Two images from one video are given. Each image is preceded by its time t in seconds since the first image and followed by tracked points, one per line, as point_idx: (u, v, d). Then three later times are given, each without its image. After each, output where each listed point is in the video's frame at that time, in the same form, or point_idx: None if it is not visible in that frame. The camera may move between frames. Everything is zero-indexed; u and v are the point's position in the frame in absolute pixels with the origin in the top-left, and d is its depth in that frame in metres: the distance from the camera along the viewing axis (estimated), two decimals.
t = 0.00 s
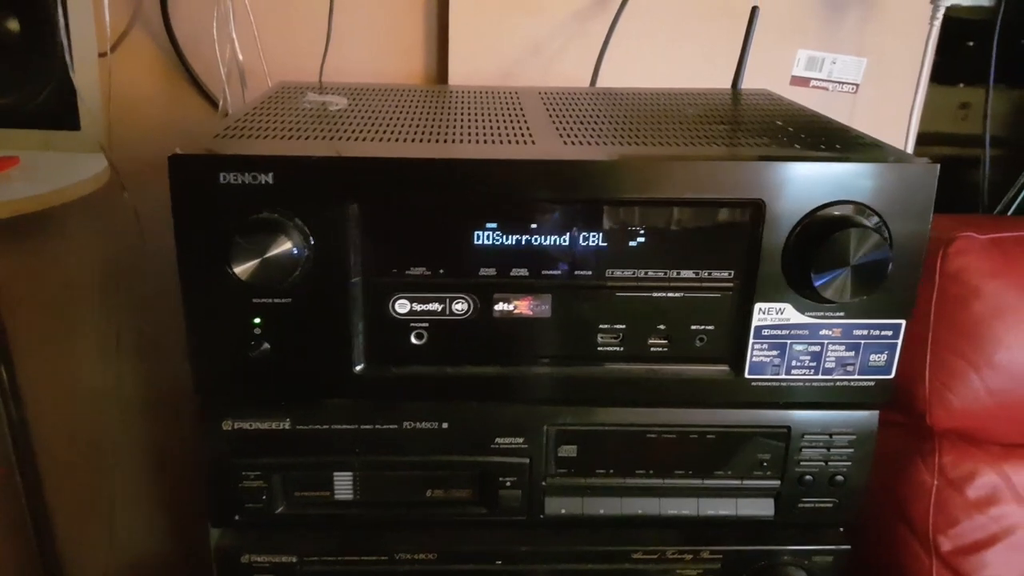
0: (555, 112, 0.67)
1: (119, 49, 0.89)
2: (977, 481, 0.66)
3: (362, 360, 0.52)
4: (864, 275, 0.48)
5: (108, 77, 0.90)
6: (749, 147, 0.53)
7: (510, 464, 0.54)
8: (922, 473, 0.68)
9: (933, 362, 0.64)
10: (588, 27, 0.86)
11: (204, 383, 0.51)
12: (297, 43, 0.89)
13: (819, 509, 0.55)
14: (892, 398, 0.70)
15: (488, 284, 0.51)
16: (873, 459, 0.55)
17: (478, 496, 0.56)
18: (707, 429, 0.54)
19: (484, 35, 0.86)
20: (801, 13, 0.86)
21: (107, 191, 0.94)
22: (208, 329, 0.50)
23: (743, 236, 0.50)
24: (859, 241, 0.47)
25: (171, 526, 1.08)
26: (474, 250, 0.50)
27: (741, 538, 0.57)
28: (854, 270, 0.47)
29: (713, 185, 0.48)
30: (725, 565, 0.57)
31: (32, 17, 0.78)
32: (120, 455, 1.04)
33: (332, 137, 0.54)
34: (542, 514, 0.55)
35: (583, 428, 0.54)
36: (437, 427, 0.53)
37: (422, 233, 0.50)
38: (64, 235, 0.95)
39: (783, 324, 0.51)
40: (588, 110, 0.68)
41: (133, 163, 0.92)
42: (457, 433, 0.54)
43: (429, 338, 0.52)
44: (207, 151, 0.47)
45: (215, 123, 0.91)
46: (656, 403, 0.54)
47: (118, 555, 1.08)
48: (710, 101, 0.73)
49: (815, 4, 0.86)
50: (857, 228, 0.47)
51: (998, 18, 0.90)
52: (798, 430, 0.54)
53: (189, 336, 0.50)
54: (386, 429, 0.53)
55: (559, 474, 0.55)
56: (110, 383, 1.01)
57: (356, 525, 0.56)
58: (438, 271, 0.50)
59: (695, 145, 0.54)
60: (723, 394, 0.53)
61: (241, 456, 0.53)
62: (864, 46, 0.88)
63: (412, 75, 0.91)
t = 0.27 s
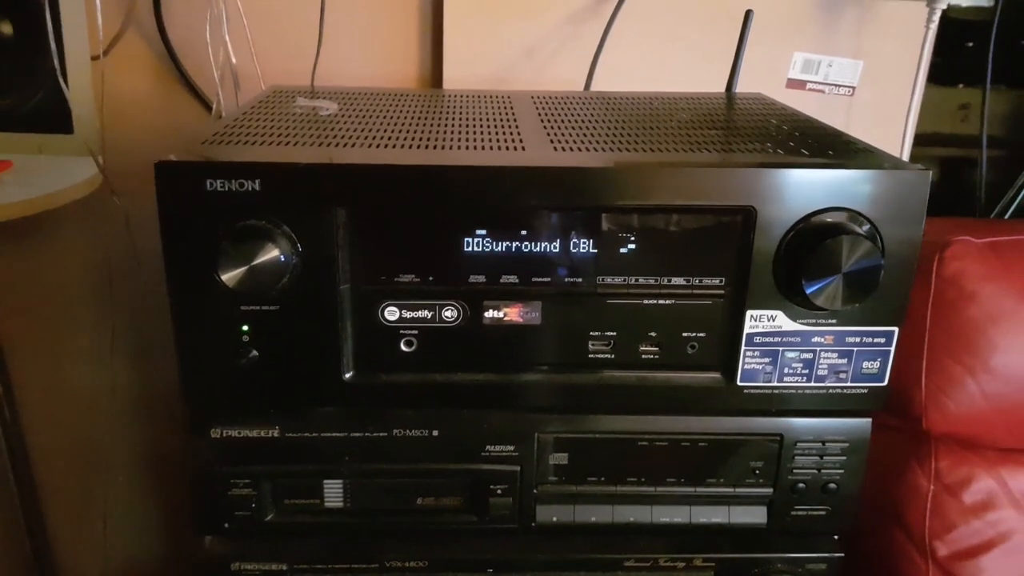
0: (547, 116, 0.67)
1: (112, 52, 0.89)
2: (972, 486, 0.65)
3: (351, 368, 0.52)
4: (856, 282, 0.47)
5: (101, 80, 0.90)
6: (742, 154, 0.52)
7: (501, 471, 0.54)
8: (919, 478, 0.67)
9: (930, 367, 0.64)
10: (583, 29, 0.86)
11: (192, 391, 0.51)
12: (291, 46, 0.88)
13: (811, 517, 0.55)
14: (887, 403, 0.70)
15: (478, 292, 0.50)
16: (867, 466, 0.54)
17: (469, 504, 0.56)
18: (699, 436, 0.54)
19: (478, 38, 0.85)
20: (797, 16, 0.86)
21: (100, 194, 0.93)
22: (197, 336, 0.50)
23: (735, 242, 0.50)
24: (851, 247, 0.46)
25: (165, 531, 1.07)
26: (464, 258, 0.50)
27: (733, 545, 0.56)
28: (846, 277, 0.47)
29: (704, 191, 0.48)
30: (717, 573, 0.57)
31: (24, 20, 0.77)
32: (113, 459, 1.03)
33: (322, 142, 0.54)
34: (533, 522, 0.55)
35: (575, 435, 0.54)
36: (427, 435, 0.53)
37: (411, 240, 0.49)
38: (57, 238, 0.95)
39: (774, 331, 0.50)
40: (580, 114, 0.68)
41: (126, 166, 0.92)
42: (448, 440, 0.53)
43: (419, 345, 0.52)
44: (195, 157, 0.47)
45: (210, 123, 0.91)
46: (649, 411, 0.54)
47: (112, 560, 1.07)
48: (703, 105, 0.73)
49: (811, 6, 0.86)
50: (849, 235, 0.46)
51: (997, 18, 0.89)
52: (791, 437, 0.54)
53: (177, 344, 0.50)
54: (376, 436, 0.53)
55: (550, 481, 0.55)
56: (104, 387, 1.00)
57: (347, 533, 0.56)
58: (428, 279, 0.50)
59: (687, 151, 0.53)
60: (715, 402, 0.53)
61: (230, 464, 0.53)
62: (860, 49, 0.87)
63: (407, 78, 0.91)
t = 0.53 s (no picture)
0: (548, 118, 0.67)
1: (112, 54, 0.89)
2: (973, 488, 0.65)
3: (352, 371, 0.52)
4: (857, 285, 0.47)
5: (101, 82, 0.90)
6: (742, 157, 0.52)
7: (502, 475, 0.54)
8: (919, 480, 0.67)
9: (931, 369, 0.64)
10: (584, 30, 0.86)
11: (193, 394, 0.51)
12: (291, 47, 0.88)
13: (813, 520, 0.55)
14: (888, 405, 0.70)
15: (479, 295, 0.50)
16: (867, 469, 0.54)
17: (469, 507, 0.56)
18: (700, 440, 0.54)
19: (479, 39, 0.85)
20: (797, 17, 0.86)
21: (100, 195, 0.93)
22: (197, 340, 0.50)
23: (735, 246, 0.50)
24: (852, 251, 0.46)
25: (166, 532, 1.07)
26: (464, 261, 0.50)
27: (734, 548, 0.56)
28: (847, 280, 0.47)
29: (705, 194, 0.48)
30: None
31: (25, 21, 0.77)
32: (114, 461, 1.03)
33: (323, 145, 0.54)
34: (534, 525, 0.55)
35: (575, 438, 0.54)
36: (428, 438, 0.53)
37: (412, 243, 0.49)
38: (57, 239, 0.95)
39: (775, 334, 0.50)
40: (580, 117, 0.68)
41: (127, 167, 0.92)
42: (448, 443, 0.53)
43: (420, 348, 0.51)
44: (195, 161, 0.47)
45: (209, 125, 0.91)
46: (649, 414, 0.54)
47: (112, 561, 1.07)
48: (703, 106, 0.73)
49: (811, 7, 0.86)
50: (850, 238, 0.46)
51: (998, 17, 0.88)
52: (792, 440, 0.54)
53: (177, 347, 0.50)
54: (377, 439, 0.53)
55: (551, 484, 0.55)
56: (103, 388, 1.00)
57: (348, 536, 0.56)
58: (429, 282, 0.50)
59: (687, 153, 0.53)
60: (716, 405, 0.53)
61: (231, 467, 0.53)
62: (861, 50, 0.87)
63: (407, 80, 0.91)
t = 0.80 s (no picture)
0: (550, 119, 0.67)
1: (114, 54, 0.89)
2: (975, 489, 0.65)
3: (355, 372, 0.52)
4: (861, 286, 0.47)
5: (103, 83, 0.90)
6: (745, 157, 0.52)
7: (505, 476, 0.54)
8: (922, 480, 0.67)
9: (933, 370, 0.63)
10: (585, 30, 0.86)
11: (196, 395, 0.51)
12: (293, 48, 0.88)
13: (816, 521, 0.55)
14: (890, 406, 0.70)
15: (482, 296, 0.50)
16: (870, 470, 0.54)
17: (472, 508, 0.55)
18: (704, 441, 0.54)
19: (480, 40, 0.85)
20: (799, 17, 0.86)
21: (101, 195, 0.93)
22: (200, 341, 0.50)
23: (739, 247, 0.50)
24: (855, 252, 0.46)
25: (166, 532, 1.07)
26: (467, 262, 0.50)
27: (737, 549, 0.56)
28: (850, 281, 0.47)
29: (709, 195, 0.48)
30: None
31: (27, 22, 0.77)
32: (115, 462, 1.03)
33: (325, 146, 0.54)
34: (537, 525, 0.55)
35: (578, 439, 0.54)
36: (431, 439, 0.53)
37: (414, 244, 0.49)
38: (58, 240, 0.95)
39: (778, 335, 0.50)
40: (583, 117, 0.67)
41: (128, 167, 0.92)
42: (451, 444, 0.53)
43: (423, 349, 0.51)
44: (198, 162, 0.47)
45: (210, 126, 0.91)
46: (653, 415, 0.53)
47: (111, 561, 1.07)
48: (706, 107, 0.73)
49: (813, 7, 0.86)
50: (854, 239, 0.46)
51: (999, 19, 0.88)
52: (795, 441, 0.54)
53: (180, 348, 0.50)
54: (380, 440, 0.53)
55: (554, 485, 0.55)
56: (105, 388, 1.00)
57: (350, 537, 0.56)
58: (431, 283, 0.50)
59: (690, 154, 0.53)
60: (719, 405, 0.52)
61: (233, 467, 0.53)
62: (863, 50, 0.87)
63: (409, 80, 0.91)
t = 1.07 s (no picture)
0: (550, 118, 0.67)
1: (115, 54, 0.89)
2: (977, 489, 0.65)
3: (357, 372, 0.52)
4: (863, 285, 0.47)
5: (104, 82, 0.90)
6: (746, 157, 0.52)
7: (507, 475, 0.54)
8: (923, 480, 0.67)
9: (934, 370, 0.63)
10: (586, 30, 0.86)
11: (198, 395, 0.51)
12: (293, 47, 0.88)
13: (818, 520, 0.55)
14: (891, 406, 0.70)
15: (484, 295, 0.50)
16: (872, 470, 0.54)
17: (473, 507, 0.55)
18: (706, 440, 0.54)
19: (481, 39, 0.85)
20: (801, 17, 0.86)
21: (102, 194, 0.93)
22: (202, 341, 0.50)
23: (741, 246, 0.49)
24: (858, 251, 0.46)
25: (167, 531, 1.08)
26: (469, 262, 0.50)
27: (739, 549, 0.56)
28: (853, 280, 0.47)
29: (711, 195, 0.48)
30: None
31: (28, 22, 0.77)
32: (116, 461, 1.04)
33: (326, 146, 0.53)
34: (539, 525, 0.55)
35: (579, 439, 0.54)
36: (432, 439, 0.53)
37: (416, 244, 0.49)
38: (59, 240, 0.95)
39: (780, 334, 0.50)
40: (583, 117, 0.67)
41: (129, 167, 0.92)
42: (453, 444, 0.53)
43: (424, 348, 0.51)
44: (200, 162, 0.47)
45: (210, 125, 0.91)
46: (654, 415, 0.53)
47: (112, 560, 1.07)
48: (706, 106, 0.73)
49: (814, 7, 0.85)
50: (857, 239, 0.46)
51: (999, 20, 0.89)
52: (797, 441, 0.54)
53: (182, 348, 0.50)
54: (382, 440, 0.53)
55: (556, 485, 0.55)
56: (105, 388, 1.00)
57: (351, 536, 0.56)
58: (433, 283, 0.50)
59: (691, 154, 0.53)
60: (721, 406, 0.52)
61: (235, 467, 0.53)
62: (864, 50, 0.87)
63: (409, 80, 0.91)
